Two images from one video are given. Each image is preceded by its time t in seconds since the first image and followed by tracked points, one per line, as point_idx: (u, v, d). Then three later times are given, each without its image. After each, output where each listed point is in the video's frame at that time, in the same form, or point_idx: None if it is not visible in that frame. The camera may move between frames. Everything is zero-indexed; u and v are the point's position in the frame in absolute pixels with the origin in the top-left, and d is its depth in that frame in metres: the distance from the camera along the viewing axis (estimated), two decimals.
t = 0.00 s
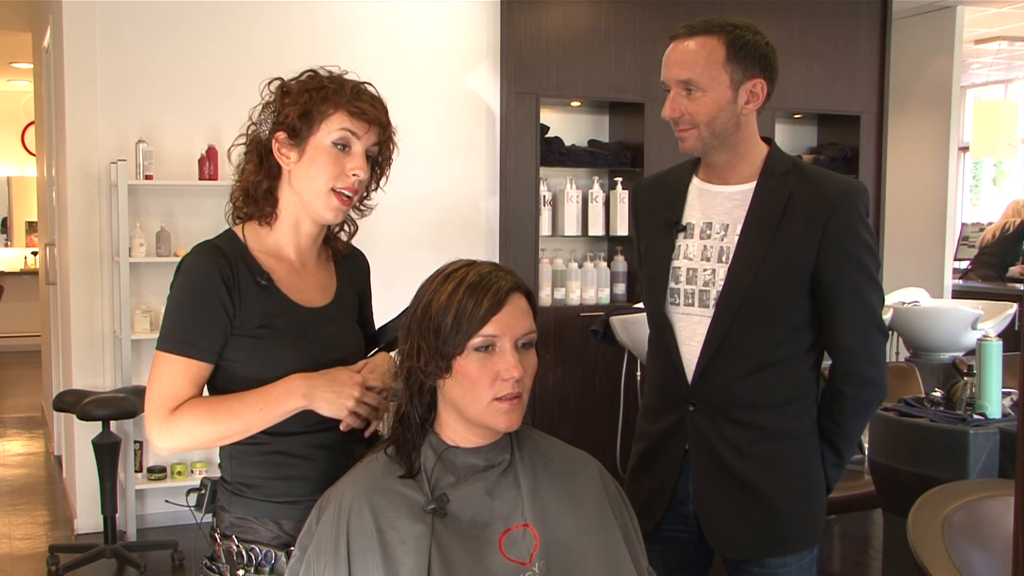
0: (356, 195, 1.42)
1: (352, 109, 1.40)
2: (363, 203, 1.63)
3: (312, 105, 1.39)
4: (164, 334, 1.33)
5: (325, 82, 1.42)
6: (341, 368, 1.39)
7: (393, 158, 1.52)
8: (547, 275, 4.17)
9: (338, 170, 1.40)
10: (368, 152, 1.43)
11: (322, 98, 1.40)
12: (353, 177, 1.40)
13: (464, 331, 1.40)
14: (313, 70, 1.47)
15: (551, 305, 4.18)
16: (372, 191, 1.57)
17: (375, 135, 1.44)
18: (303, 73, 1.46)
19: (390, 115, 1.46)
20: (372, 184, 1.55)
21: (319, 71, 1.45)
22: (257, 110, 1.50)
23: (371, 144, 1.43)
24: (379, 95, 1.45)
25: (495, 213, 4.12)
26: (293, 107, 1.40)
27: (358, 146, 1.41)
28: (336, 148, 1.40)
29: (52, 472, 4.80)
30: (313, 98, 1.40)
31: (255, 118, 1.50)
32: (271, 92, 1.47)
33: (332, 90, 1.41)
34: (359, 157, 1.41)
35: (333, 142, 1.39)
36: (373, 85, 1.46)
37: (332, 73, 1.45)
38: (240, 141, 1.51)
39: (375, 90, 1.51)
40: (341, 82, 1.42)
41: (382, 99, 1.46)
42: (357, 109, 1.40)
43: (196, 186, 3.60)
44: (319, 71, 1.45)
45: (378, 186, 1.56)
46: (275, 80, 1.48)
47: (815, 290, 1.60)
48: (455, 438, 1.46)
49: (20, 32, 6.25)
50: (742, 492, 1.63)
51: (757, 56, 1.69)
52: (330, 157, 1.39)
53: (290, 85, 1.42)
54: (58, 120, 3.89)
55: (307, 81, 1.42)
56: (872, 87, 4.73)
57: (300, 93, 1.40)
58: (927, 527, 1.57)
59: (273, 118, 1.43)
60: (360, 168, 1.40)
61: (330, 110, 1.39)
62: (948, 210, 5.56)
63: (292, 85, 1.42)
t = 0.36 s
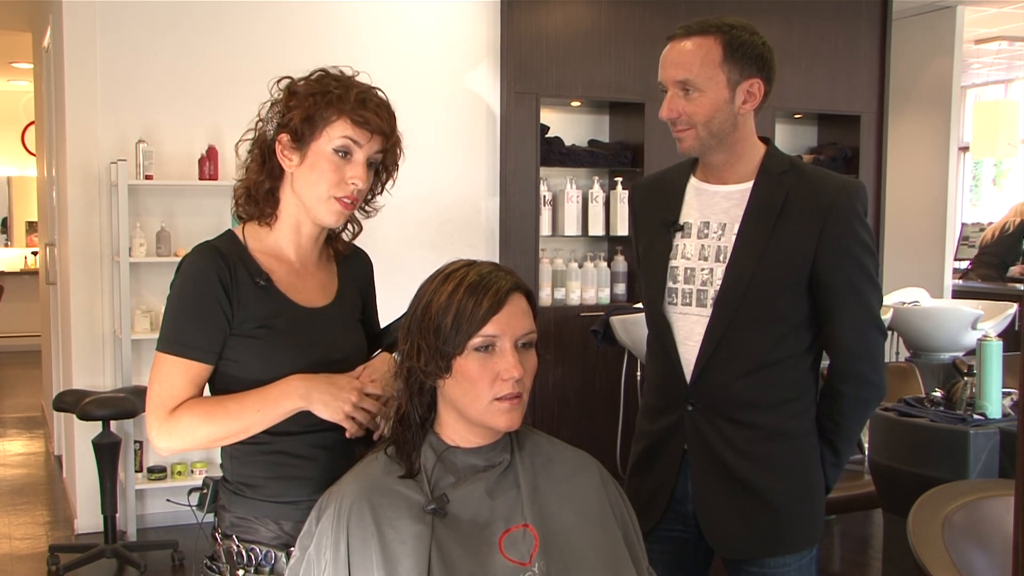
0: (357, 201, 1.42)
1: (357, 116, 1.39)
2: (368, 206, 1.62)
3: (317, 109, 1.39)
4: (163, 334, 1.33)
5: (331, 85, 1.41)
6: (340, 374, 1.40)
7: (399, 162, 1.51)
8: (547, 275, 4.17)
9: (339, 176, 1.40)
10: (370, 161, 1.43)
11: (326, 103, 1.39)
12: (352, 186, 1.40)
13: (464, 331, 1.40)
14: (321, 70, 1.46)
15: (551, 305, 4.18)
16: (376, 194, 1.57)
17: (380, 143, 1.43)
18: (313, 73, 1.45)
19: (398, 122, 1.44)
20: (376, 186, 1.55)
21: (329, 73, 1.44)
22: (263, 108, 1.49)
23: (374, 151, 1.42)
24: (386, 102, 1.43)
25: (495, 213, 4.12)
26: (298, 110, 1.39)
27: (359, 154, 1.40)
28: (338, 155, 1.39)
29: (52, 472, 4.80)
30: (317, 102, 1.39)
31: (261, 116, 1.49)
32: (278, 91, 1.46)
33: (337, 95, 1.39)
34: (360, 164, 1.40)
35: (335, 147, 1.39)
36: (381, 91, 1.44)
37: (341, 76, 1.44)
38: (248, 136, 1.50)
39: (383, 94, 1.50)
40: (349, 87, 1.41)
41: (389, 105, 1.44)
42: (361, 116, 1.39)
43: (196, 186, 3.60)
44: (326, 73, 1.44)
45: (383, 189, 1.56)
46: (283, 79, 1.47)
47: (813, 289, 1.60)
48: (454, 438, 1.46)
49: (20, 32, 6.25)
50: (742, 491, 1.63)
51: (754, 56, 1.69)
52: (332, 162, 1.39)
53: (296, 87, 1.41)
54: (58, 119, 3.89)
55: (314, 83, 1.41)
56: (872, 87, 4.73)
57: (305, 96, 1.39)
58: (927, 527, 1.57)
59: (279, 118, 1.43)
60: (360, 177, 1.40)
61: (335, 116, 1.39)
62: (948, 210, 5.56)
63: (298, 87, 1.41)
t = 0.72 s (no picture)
0: (355, 197, 1.42)
1: (346, 111, 1.39)
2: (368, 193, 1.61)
3: (307, 108, 1.38)
4: (171, 334, 1.33)
5: (318, 81, 1.40)
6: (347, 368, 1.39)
7: (394, 152, 1.51)
8: (548, 275, 4.17)
9: (335, 173, 1.39)
10: (364, 153, 1.43)
11: (315, 100, 1.38)
12: (349, 181, 1.40)
13: (464, 331, 1.39)
14: (307, 64, 1.45)
15: (551, 305, 4.18)
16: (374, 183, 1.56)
17: (371, 135, 1.42)
18: (298, 69, 1.44)
19: (388, 112, 1.44)
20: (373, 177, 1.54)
21: (314, 67, 1.43)
22: (253, 108, 1.49)
23: (366, 145, 1.42)
24: (374, 92, 1.42)
25: (495, 213, 4.12)
26: (288, 110, 1.39)
27: (353, 149, 1.40)
28: (332, 152, 1.39)
29: (53, 472, 4.80)
30: (306, 101, 1.38)
31: (253, 116, 1.49)
32: (266, 90, 1.46)
33: (325, 91, 1.39)
34: (355, 160, 1.40)
35: (329, 145, 1.39)
36: (368, 81, 1.43)
37: (327, 69, 1.43)
38: (240, 139, 1.50)
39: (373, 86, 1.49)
40: (335, 81, 1.41)
41: (378, 95, 1.43)
42: (351, 112, 1.39)
43: (196, 186, 3.61)
44: (312, 67, 1.43)
45: (380, 178, 1.55)
46: (271, 77, 1.46)
47: (813, 289, 1.60)
48: (455, 438, 1.46)
49: (19, 32, 6.25)
50: (742, 491, 1.63)
51: (754, 56, 1.69)
52: (326, 160, 1.39)
53: (284, 85, 1.41)
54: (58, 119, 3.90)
55: (302, 80, 1.41)
56: (872, 87, 4.73)
57: (294, 95, 1.39)
58: (927, 527, 1.57)
59: (269, 119, 1.43)
60: (356, 171, 1.40)
61: (324, 113, 1.38)
62: (949, 210, 5.56)
63: (286, 86, 1.40)
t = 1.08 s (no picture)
0: (351, 201, 1.42)
1: (345, 116, 1.38)
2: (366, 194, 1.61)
3: (305, 111, 1.38)
4: (168, 336, 1.33)
5: (317, 84, 1.40)
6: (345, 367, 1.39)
7: (393, 155, 1.50)
8: (547, 275, 4.17)
9: (331, 177, 1.40)
10: (362, 157, 1.42)
11: (314, 104, 1.38)
12: (345, 186, 1.40)
13: (464, 331, 1.39)
14: (307, 66, 1.45)
15: (551, 305, 4.18)
16: (372, 185, 1.56)
17: (370, 140, 1.42)
18: (297, 70, 1.44)
19: (386, 117, 1.43)
20: (371, 179, 1.54)
21: (313, 69, 1.43)
22: (252, 107, 1.48)
23: (364, 150, 1.42)
24: (373, 97, 1.42)
25: (495, 213, 4.12)
26: (286, 113, 1.39)
27: (351, 153, 1.40)
28: (329, 156, 1.39)
29: (52, 472, 4.80)
30: (305, 104, 1.38)
31: (251, 116, 1.48)
32: (265, 90, 1.46)
33: (324, 95, 1.38)
34: (352, 165, 1.40)
35: (326, 149, 1.39)
36: (369, 86, 1.43)
37: (327, 72, 1.43)
38: (239, 137, 1.49)
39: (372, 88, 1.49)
40: (334, 84, 1.40)
41: (377, 100, 1.43)
42: (349, 117, 1.38)
43: (196, 186, 3.60)
44: (312, 69, 1.43)
45: (378, 180, 1.55)
46: (270, 78, 1.46)
47: (813, 290, 1.60)
48: (455, 438, 1.46)
49: (19, 32, 6.25)
50: (742, 491, 1.63)
51: (754, 55, 1.69)
52: (323, 164, 1.39)
53: (283, 87, 1.40)
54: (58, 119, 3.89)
55: (301, 82, 1.40)
56: (872, 87, 4.73)
57: (293, 97, 1.39)
58: (927, 526, 1.57)
59: (268, 120, 1.43)
60: (352, 177, 1.40)
61: (322, 116, 1.38)
62: (949, 210, 5.56)
63: (286, 88, 1.40)
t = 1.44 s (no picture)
0: (349, 203, 1.42)
1: (343, 119, 1.38)
2: (365, 194, 1.61)
3: (304, 113, 1.38)
4: (165, 337, 1.33)
5: (316, 85, 1.40)
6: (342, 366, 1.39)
7: (392, 156, 1.50)
8: (548, 275, 4.17)
9: (329, 180, 1.40)
10: (360, 160, 1.42)
11: (312, 105, 1.38)
12: (343, 188, 1.40)
13: (464, 331, 1.40)
14: (307, 66, 1.44)
15: (551, 305, 4.18)
16: (370, 185, 1.56)
17: (368, 143, 1.42)
18: (297, 70, 1.44)
19: (385, 119, 1.43)
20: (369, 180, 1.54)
21: (313, 69, 1.43)
22: (251, 107, 1.48)
23: (362, 152, 1.42)
24: (372, 99, 1.42)
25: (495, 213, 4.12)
26: (285, 114, 1.39)
27: (349, 156, 1.40)
28: (327, 159, 1.39)
29: (52, 472, 4.80)
30: (304, 105, 1.38)
31: (250, 115, 1.48)
32: (264, 90, 1.46)
33: (323, 97, 1.38)
34: (349, 168, 1.40)
35: (324, 152, 1.39)
36: (368, 88, 1.42)
37: (326, 72, 1.43)
38: (238, 136, 1.49)
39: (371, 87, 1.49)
40: (334, 86, 1.40)
41: (377, 102, 1.42)
42: (348, 120, 1.38)
43: (196, 186, 3.60)
44: (312, 70, 1.42)
45: (376, 181, 1.55)
46: (270, 77, 1.46)
47: (813, 290, 1.60)
48: (455, 438, 1.46)
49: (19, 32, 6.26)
50: (741, 491, 1.63)
51: (752, 54, 1.69)
52: (321, 166, 1.39)
53: (282, 88, 1.40)
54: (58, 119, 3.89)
55: (300, 83, 1.40)
56: (872, 87, 4.73)
57: (291, 99, 1.39)
58: (927, 527, 1.58)
59: (266, 120, 1.43)
60: (349, 180, 1.40)
61: (321, 119, 1.38)
62: (949, 210, 5.56)
63: (285, 89, 1.40)
